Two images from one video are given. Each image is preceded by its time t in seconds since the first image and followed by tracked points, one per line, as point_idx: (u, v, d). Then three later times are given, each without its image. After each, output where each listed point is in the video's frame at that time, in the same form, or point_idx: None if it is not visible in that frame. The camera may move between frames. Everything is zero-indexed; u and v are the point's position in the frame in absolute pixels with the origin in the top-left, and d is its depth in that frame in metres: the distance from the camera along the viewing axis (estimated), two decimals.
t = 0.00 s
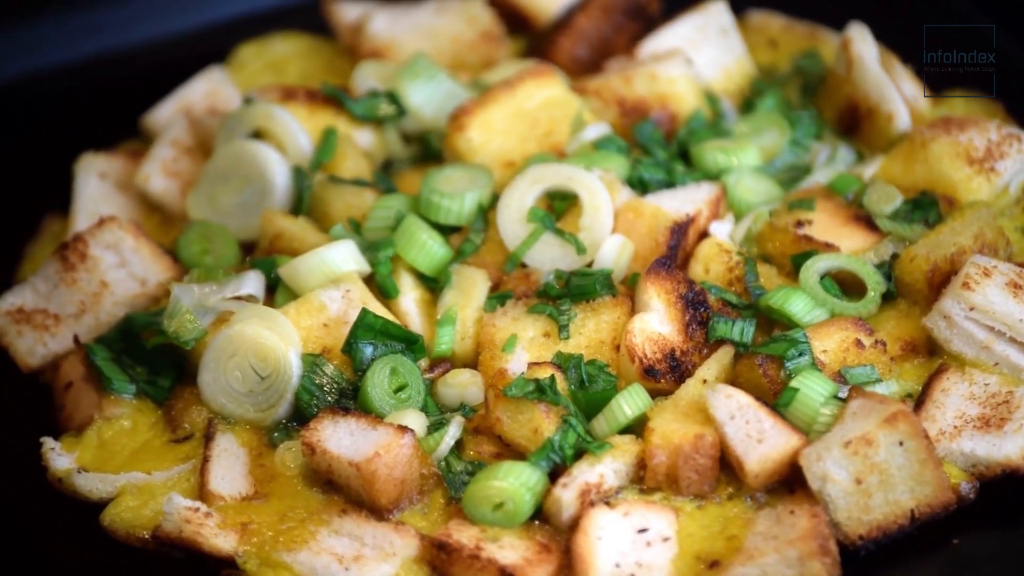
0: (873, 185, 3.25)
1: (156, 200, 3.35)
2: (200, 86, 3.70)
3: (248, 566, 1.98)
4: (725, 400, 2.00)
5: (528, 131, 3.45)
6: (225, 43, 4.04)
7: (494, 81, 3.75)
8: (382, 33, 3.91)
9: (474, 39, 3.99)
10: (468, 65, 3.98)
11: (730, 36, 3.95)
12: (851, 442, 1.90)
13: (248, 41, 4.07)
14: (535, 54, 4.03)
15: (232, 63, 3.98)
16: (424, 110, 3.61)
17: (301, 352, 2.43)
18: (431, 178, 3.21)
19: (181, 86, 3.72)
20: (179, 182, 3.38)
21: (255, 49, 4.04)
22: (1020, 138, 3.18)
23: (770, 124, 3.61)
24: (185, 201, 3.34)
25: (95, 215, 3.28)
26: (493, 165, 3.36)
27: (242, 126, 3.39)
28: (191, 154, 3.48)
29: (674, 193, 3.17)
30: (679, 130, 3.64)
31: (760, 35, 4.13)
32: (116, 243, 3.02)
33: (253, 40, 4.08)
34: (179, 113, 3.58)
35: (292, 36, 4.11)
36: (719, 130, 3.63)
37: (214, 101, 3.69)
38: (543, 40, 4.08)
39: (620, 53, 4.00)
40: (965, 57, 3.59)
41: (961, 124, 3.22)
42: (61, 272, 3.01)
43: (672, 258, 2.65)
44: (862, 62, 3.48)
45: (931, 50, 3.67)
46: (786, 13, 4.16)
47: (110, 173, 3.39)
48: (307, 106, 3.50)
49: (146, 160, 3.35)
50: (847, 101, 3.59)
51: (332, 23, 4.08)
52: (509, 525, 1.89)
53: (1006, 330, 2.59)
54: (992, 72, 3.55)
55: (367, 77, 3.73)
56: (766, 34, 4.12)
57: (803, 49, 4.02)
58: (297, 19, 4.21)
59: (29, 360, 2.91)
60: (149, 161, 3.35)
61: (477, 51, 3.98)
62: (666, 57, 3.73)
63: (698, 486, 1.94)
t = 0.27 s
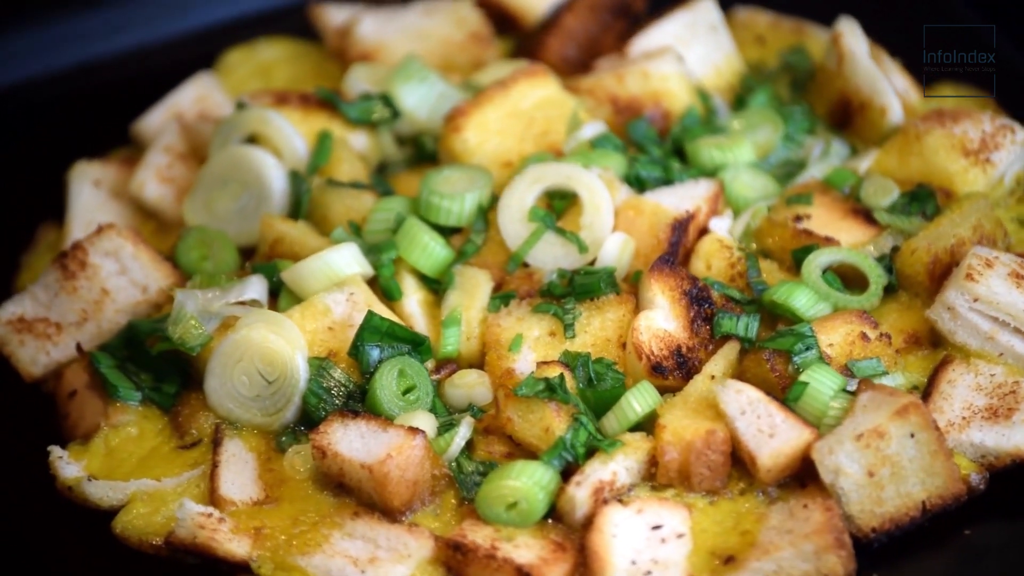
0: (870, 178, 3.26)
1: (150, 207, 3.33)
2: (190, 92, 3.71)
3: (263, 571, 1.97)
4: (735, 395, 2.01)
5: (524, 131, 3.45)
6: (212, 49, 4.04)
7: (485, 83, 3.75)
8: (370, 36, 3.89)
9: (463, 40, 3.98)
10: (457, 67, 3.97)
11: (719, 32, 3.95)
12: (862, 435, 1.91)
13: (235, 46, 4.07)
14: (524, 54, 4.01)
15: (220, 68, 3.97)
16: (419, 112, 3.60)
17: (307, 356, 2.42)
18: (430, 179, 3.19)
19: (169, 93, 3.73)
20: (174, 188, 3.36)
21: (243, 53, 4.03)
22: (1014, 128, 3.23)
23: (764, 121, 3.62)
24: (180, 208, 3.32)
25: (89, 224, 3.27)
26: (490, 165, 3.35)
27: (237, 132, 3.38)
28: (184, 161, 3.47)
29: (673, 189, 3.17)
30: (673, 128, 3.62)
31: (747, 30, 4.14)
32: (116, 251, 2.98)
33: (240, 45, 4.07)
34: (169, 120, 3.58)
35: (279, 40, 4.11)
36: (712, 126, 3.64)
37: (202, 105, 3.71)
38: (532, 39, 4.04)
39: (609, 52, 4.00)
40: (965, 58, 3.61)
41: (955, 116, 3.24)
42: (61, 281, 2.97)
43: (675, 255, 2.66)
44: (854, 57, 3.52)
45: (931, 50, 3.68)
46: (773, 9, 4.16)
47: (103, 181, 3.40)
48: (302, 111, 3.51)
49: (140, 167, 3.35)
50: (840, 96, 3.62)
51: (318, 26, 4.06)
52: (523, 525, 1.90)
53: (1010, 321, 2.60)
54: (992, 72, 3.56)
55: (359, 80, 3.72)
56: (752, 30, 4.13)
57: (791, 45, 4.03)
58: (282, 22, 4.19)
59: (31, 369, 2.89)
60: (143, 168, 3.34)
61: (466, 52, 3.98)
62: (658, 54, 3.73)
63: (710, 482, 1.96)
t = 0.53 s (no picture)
0: (865, 170, 3.28)
1: (147, 215, 3.30)
2: (179, 99, 3.66)
3: None
4: (747, 390, 2.05)
5: (520, 131, 3.43)
6: (197, 56, 4.01)
7: (475, 86, 3.75)
8: (358, 39, 3.86)
9: (451, 42, 3.96)
10: (445, 68, 3.96)
11: (706, 29, 3.95)
12: (875, 427, 1.96)
13: (221, 52, 4.04)
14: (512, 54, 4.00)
15: (207, 75, 3.94)
16: (412, 114, 3.59)
17: (314, 360, 2.42)
18: (429, 180, 3.17)
19: (159, 100, 3.69)
20: (169, 195, 3.33)
21: (230, 60, 4.00)
22: (1006, 118, 3.23)
23: (755, 115, 3.64)
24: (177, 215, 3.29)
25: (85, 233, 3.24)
26: (487, 166, 3.35)
27: (232, 137, 3.35)
28: (178, 168, 3.43)
29: (671, 186, 3.18)
30: (665, 126, 3.64)
31: (732, 26, 4.19)
32: (116, 259, 2.97)
33: (226, 50, 4.04)
34: (160, 127, 3.54)
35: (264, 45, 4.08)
36: (705, 122, 3.66)
37: (193, 112, 3.66)
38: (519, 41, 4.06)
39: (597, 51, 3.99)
40: (966, 58, 3.59)
41: (948, 107, 3.27)
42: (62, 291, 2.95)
43: (679, 252, 2.67)
44: (843, 50, 3.56)
45: (931, 49, 3.69)
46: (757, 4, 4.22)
47: (97, 190, 3.36)
48: (296, 115, 3.48)
49: (134, 175, 3.31)
50: (830, 90, 3.66)
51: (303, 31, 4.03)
52: (539, 524, 1.91)
53: (1013, 310, 2.62)
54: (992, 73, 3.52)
55: (350, 84, 3.69)
56: (737, 25, 4.18)
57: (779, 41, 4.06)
58: (265, 26, 4.15)
59: (34, 379, 2.84)
60: (137, 176, 3.30)
61: (454, 54, 3.96)
62: (649, 51, 3.74)
63: (723, 477, 1.98)
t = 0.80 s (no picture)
0: (861, 164, 3.28)
1: (142, 221, 3.31)
2: (169, 105, 3.67)
3: None
4: (755, 385, 2.08)
5: (515, 131, 3.44)
6: (183, 62, 3.98)
7: (465, 87, 3.74)
8: (346, 43, 3.84)
9: (440, 44, 3.93)
10: (434, 70, 3.92)
11: (694, 26, 3.96)
12: (886, 420, 1.99)
13: (207, 58, 4.00)
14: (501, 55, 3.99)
15: (196, 81, 3.89)
16: (406, 116, 3.58)
17: (320, 363, 2.42)
18: (428, 181, 3.15)
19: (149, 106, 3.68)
20: (164, 201, 3.34)
21: (217, 66, 3.95)
22: (998, 110, 3.23)
23: (748, 111, 3.63)
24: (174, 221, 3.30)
25: (82, 240, 3.22)
26: (485, 166, 3.33)
27: (227, 142, 3.34)
28: (173, 173, 3.43)
29: (669, 183, 3.18)
30: (658, 124, 3.65)
31: (719, 23, 4.21)
32: (116, 266, 2.94)
33: (214, 56, 4.01)
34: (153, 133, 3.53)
35: (251, 50, 4.04)
36: (698, 118, 3.67)
37: (183, 117, 3.66)
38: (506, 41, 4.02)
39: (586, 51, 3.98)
40: (965, 58, 3.63)
41: (941, 100, 3.26)
42: (62, 300, 2.91)
43: (681, 249, 2.69)
44: (833, 45, 3.60)
45: (931, 50, 3.71)
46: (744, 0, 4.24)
47: (92, 198, 3.37)
48: (290, 119, 3.47)
49: (129, 182, 3.33)
50: (821, 86, 3.69)
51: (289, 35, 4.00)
52: (552, 523, 1.93)
53: (1016, 300, 2.64)
54: (992, 72, 3.54)
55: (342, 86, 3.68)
56: (723, 22, 4.21)
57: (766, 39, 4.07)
58: (251, 32, 4.13)
59: (38, 389, 2.81)
60: (132, 183, 3.32)
61: (443, 56, 3.92)
62: (640, 49, 3.75)
63: (735, 472, 2.02)
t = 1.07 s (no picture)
0: (855, 158, 3.32)
1: (139, 229, 3.28)
2: (159, 111, 3.61)
3: None
4: (766, 379, 2.12)
5: (511, 131, 3.42)
6: (170, 68, 3.94)
7: (455, 89, 3.74)
8: (334, 46, 3.83)
9: (429, 45, 3.93)
10: (422, 72, 3.91)
11: (681, 23, 3.98)
12: (897, 412, 2.03)
13: (194, 64, 3.97)
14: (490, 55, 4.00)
15: (184, 87, 3.88)
16: (400, 119, 3.58)
17: (328, 366, 2.41)
18: (427, 183, 3.15)
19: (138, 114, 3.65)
20: (160, 209, 3.32)
21: (204, 70, 3.94)
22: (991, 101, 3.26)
23: (741, 107, 3.65)
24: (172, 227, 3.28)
25: (78, 249, 3.19)
26: (482, 167, 3.32)
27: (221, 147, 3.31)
28: (167, 180, 3.40)
29: (668, 179, 3.18)
30: (652, 120, 3.67)
31: (705, 20, 4.23)
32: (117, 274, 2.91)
33: (200, 62, 3.97)
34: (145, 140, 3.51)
35: (237, 55, 4.02)
36: (690, 115, 3.69)
37: (173, 124, 3.62)
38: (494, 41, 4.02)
39: (575, 50, 3.97)
40: (965, 58, 3.61)
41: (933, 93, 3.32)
42: (63, 308, 2.88)
43: (684, 246, 2.72)
44: (822, 39, 3.62)
45: (931, 50, 3.71)
46: None
47: (87, 207, 3.34)
48: (283, 123, 3.45)
49: (124, 190, 3.28)
50: (812, 80, 3.72)
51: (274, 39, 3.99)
52: (566, 520, 1.95)
53: (1019, 290, 2.64)
54: (992, 72, 3.52)
55: (334, 90, 3.67)
56: (709, 19, 4.22)
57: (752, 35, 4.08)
58: (237, 35, 4.08)
59: (43, 397, 2.79)
60: (126, 191, 3.28)
61: (431, 57, 3.92)
62: (630, 47, 3.76)
63: (746, 467, 2.07)
